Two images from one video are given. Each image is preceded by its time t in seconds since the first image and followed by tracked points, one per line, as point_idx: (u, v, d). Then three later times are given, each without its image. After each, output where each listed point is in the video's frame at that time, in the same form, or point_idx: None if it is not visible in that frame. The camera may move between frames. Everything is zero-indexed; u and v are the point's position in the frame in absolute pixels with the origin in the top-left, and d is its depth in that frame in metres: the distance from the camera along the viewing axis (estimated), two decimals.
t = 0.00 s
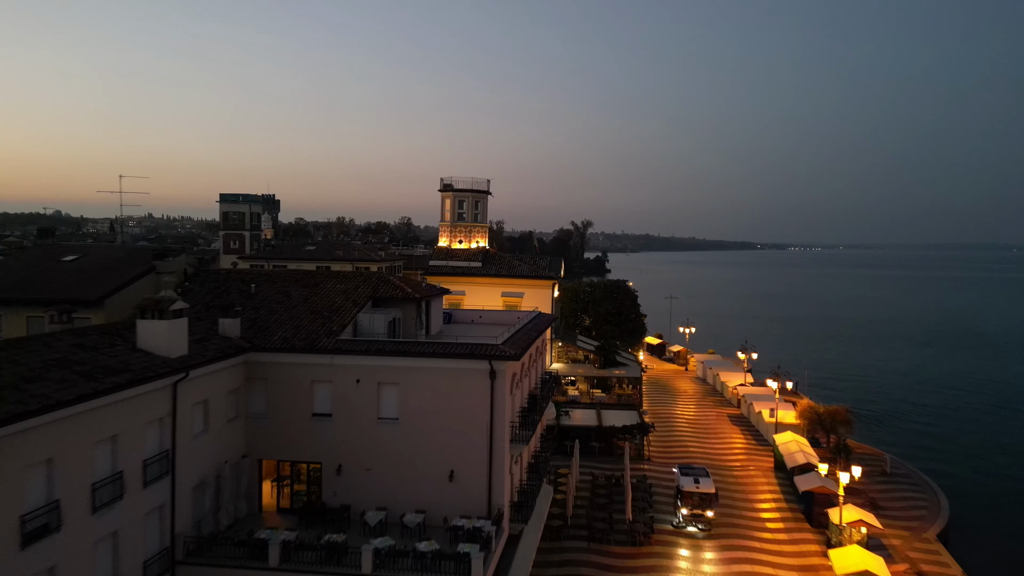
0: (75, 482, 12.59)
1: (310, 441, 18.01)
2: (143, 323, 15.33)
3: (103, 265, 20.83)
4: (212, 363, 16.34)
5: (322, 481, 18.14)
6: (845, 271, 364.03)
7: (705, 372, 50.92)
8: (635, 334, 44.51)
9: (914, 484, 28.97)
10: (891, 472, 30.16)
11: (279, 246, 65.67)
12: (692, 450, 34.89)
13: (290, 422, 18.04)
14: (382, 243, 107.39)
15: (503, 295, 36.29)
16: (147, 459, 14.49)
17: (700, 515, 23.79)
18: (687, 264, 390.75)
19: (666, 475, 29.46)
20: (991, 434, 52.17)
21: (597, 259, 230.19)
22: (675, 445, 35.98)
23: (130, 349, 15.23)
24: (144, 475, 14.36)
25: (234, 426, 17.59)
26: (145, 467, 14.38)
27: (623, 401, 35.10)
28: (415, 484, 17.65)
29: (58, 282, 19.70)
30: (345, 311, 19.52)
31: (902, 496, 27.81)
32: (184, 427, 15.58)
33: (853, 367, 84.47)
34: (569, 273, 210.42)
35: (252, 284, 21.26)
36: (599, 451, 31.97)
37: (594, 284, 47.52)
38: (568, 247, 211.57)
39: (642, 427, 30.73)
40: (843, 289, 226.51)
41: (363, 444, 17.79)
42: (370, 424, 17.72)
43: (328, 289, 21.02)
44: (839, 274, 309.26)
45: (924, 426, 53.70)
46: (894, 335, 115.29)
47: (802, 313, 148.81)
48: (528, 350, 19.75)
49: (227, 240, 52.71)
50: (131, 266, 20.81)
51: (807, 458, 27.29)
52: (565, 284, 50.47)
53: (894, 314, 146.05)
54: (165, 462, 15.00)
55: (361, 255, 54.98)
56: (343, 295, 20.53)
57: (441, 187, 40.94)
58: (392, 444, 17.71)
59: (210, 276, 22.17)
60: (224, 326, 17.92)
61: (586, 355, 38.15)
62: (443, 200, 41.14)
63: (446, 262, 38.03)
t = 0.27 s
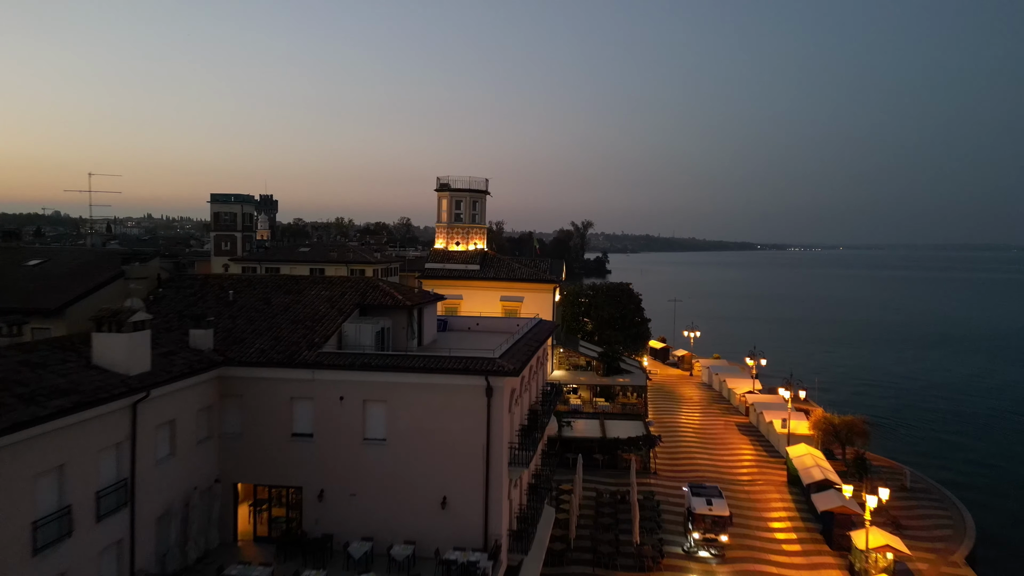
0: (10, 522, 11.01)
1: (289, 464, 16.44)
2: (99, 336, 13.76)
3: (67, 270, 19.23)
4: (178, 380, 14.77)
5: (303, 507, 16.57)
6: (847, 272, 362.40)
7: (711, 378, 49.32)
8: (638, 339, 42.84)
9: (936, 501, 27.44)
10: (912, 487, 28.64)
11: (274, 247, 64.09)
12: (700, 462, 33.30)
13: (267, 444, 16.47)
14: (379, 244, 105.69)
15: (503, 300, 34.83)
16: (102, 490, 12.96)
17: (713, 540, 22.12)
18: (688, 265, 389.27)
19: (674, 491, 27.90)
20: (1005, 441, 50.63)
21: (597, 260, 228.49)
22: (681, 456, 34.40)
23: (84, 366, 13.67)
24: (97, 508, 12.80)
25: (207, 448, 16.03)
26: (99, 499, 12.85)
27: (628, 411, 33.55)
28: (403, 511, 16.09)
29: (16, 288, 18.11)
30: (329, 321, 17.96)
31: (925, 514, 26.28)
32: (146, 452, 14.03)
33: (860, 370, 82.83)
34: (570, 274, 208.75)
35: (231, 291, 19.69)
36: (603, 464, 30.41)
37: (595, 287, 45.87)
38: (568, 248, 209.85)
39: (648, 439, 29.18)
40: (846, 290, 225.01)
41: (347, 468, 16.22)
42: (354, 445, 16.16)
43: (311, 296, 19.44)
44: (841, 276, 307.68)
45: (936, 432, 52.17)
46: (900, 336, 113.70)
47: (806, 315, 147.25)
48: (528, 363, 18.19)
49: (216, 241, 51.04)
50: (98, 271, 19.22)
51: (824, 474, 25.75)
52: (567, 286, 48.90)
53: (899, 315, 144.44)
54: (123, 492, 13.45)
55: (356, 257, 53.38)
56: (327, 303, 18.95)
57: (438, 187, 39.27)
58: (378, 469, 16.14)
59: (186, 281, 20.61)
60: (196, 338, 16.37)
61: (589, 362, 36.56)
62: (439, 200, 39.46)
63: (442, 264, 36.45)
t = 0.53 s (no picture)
0: None
1: (263, 495, 14.75)
2: (41, 357, 12.07)
3: (24, 278, 17.55)
4: (134, 404, 13.06)
5: (277, 543, 14.87)
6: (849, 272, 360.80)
7: (718, 385, 47.68)
8: (644, 345, 41.08)
9: (963, 521, 25.80)
10: (936, 506, 27.00)
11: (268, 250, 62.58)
12: (708, 477, 31.60)
13: (238, 472, 14.78)
14: (376, 245, 103.91)
15: (501, 306, 33.20)
16: (39, 534, 11.23)
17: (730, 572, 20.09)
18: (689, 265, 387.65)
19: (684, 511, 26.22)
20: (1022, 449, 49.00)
21: (598, 261, 226.83)
22: (689, 470, 32.69)
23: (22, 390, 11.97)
24: (33, 556, 11.09)
25: (170, 478, 14.37)
26: (36, 545, 11.15)
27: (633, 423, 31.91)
28: (390, 549, 14.41)
29: None
30: (308, 335, 16.25)
31: (952, 535, 24.62)
32: (97, 486, 12.36)
33: (867, 373, 81.21)
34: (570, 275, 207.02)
35: (203, 301, 18.00)
36: (607, 480, 28.73)
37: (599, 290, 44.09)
38: (568, 249, 208.14)
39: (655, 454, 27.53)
40: (849, 291, 223.59)
41: (327, 500, 14.53)
42: (335, 475, 14.47)
43: (291, 307, 17.75)
44: (843, 276, 306.02)
45: (950, 440, 50.53)
46: (906, 338, 112.11)
47: (809, 316, 145.69)
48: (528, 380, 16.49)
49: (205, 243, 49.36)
50: (57, 279, 17.53)
51: (845, 494, 24.15)
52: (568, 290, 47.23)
53: (904, 316, 142.88)
54: (66, 535, 11.75)
55: (350, 259, 51.78)
56: (308, 315, 17.25)
57: (433, 187, 37.44)
58: (361, 501, 14.45)
59: (155, 289, 18.94)
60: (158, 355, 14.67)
61: (592, 371, 34.87)
62: (434, 201, 37.61)
63: (438, 268, 34.64)
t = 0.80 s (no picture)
0: None
1: (232, 533, 13.18)
2: None
3: None
4: (82, 435, 11.50)
5: None
6: (850, 273, 359.33)
7: (724, 392, 46.16)
8: (648, 351, 39.50)
9: (992, 543, 24.26)
10: (961, 526, 25.47)
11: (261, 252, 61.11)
12: (717, 492, 30.02)
13: (204, 507, 13.22)
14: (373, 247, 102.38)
15: (500, 312, 31.71)
16: None
17: None
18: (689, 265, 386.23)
19: (694, 532, 24.67)
20: None
21: (598, 261, 225.38)
22: (696, 485, 31.13)
23: None
24: None
25: (127, 514, 12.83)
26: None
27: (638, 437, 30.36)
28: None
29: None
30: (284, 352, 14.68)
31: (981, 559, 23.08)
32: (37, 529, 10.80)
33: (874, 376, 79.66)
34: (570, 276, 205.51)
35: (172, 313, 16.44)
36: (611, 497, 27.20)
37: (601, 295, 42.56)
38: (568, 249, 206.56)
39: (661, 471, 26.01)
40: (851, 292, 222.32)
41: (304, 539, 12.96)
42: (312, 511, 12.91)
43: (268, 319, 16.19)
44: (845, 276, 304.66)
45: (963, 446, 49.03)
46: (912, 339, 110.59)
47: (812, 317, 144.19)
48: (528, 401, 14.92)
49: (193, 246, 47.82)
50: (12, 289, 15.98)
51: (867, 516, 22.81)
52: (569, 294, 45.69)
53: (908, 318, 141.38)
54: None
55: (344, 261, 50.35)
56: (286, 328, 15.69)
57: (429, 187, 35.78)
58: (341, 540, 12.89)
59: (122, 300, 17.39)
60: (115, 377, 13.11)
61: (594, 381, 33.32)
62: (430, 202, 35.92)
63: (433, 272, 33.15)
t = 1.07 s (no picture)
0: None
1: None
2: None
3: None
4: (13, 478, 9.94)
5: None
6: (851, 272, 357.81)
7: (730, 400, 44.60)
8: (653, 359, 37.94)
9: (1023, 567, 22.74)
10: (988, 548, 23.92)
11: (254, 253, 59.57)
12: (726, 509, 28.47)
13: (163, 553, 11.66)
14: (370, 250, 100.93)
15: (498, 320, 30.16)
16: None
17: None
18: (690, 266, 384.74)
19: (704, 556, 23.13)
20: None
21: (599, 261, 223.98)
22: (703, 500, 29.57)
23: None
24: None
25: (72, 562, 11.28)
26: None
27: (644, 452, 28.78)
28: None
29: None
30: (255, 374, 13.13)
31: None
32: None
33: (881, 375, 77.99)
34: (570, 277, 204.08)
35: (135, 330, 14.92)
36: (616, 516, 25.59)
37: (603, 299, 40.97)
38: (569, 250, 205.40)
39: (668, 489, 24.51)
40: (853, 290, 220.81)
41: None
42: (284, 559, 11.35)
43: (240, 336, 14.65)
44: (846, 275, 303.24)
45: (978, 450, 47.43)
46: (917, 338, 108.90)
47: (816, 317, 142.61)
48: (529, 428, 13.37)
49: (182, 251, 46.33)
50: None
51: (892, 542, 21.25)
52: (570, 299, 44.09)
53: (912, 317, 139.71)
54: None
55: (337, 264, 48.80)
56: (258, 347, 14.15)
57: (424, 187, 34.07)
58: None
59: (82, 313, 15.84)
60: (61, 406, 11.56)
61: (597, 391, 31.75)
62: (425, 203, 34.24)
63: (428, 277, 31.43)
